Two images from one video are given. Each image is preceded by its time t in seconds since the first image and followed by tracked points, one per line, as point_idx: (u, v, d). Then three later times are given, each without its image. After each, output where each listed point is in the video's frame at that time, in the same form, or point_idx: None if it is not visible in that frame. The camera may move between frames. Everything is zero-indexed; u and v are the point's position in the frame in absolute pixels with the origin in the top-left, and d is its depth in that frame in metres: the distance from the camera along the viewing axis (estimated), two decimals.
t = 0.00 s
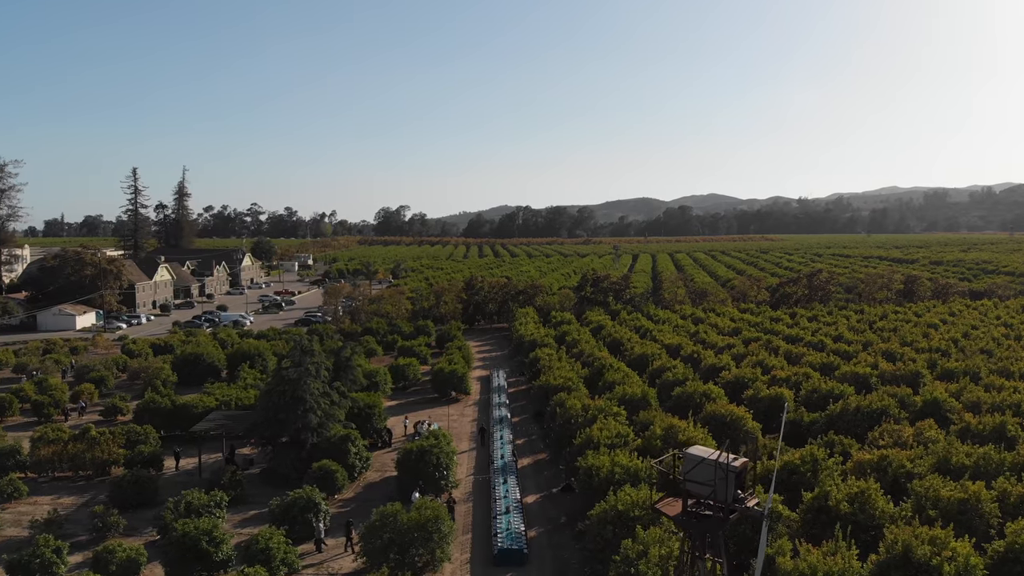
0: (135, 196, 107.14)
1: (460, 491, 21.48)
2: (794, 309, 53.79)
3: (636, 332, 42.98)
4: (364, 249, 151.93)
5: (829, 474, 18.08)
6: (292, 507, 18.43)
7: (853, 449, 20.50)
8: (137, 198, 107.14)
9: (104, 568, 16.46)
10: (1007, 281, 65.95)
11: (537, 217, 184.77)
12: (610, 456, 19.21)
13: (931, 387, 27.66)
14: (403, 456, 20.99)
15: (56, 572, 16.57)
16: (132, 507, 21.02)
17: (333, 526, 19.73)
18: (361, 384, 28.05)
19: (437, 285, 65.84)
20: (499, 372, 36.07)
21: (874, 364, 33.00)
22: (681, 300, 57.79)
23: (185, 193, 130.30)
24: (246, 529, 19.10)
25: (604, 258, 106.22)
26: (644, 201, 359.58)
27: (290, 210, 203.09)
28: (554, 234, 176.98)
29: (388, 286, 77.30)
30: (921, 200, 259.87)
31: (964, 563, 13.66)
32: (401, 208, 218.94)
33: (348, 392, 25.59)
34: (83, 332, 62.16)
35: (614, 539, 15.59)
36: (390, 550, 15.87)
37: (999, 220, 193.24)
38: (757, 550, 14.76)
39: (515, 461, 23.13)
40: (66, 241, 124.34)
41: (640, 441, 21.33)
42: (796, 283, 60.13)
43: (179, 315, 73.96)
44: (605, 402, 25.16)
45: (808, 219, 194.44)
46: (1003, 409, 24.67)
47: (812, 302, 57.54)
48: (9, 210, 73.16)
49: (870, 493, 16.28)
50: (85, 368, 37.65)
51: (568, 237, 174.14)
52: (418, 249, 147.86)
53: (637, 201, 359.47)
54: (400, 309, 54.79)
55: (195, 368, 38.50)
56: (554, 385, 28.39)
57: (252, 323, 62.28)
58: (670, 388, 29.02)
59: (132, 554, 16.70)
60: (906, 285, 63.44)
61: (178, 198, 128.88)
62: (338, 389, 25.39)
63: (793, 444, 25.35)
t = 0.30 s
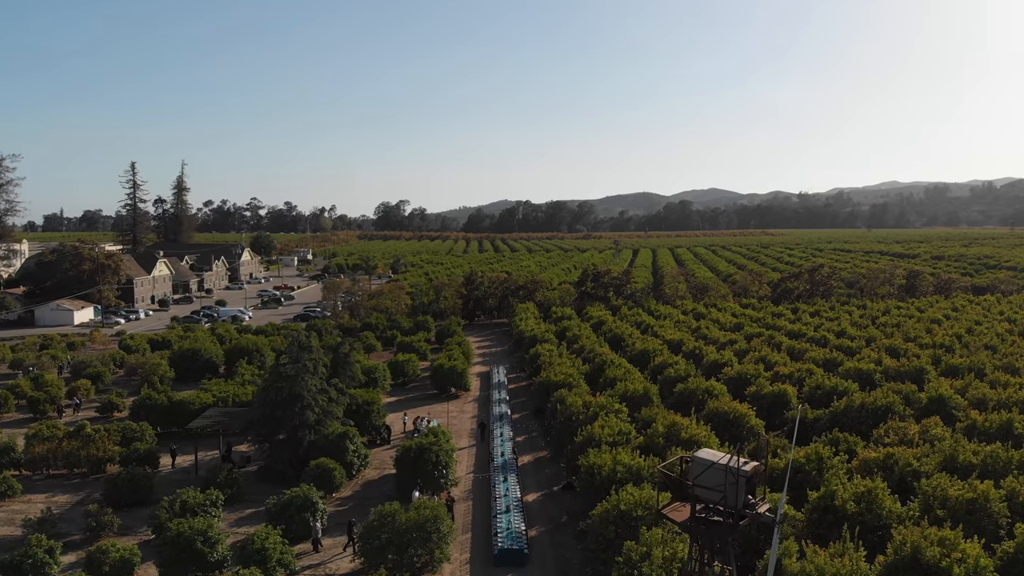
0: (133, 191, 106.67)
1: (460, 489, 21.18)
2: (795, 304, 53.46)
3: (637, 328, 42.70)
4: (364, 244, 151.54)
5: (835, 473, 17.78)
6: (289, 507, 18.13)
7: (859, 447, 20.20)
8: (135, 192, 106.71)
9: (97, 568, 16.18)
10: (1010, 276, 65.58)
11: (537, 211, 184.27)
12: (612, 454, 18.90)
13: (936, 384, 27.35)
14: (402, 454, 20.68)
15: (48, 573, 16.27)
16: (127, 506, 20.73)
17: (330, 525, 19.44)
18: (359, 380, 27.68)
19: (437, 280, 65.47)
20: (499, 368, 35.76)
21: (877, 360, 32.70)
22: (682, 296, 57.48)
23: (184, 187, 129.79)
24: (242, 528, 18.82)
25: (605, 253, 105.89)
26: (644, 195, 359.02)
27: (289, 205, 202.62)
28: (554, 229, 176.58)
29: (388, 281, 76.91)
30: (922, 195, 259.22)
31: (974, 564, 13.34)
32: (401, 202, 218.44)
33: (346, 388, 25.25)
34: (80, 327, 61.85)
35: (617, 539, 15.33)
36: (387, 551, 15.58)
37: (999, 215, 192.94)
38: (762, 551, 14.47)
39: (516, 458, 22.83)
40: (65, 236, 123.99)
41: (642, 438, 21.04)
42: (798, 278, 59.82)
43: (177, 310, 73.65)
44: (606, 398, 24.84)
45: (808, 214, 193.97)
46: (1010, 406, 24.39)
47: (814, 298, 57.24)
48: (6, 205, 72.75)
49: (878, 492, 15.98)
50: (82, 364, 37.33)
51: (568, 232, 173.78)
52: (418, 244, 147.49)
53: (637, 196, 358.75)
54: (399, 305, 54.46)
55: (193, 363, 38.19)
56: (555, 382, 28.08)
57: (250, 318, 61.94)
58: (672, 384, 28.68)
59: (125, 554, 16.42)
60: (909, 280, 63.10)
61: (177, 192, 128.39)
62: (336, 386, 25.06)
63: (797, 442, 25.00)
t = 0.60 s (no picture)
0: (132, 186, 106.23)
1: (459, 488, 20.88)
2: (797, 300, 53.10)
3: (638, 323, 42.39)
4: (364, 239, 151.16)
5: (842, 472, 17.47)
6: (285, 506, 17.81)
7: (865, 446, 19.90)
8: (134, 187, 106.26)
9: (89, 570, 15.87)
10: (1013, 271, 65.25)
11: (537, 206, 183.67)
12: (615, 453, 18.58)
13: (942, 380, 27.03)
14: (400, 452, 20.35)
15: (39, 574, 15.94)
16: (121, 505, 20.41)
17: (327, 526, 19.11)
18: (358, 378, 27.29)
19: (437, 276, 65.12)
20: (499, 365, 35.45)
21: (882, 357, 32.37)
22: (684, 291, 57.16)
23: (182, 182, 129.25)
24: (238, 528, 18.51)
25: (605, 248, 105.53)
26: (644, 190, 358.41)
27: (289, 200, 202.11)
28: (555, 224, 176.19)
29: (387, 277, 76.65)
30: (923, 190, 258.55)
31: (986, 567, 13.00)
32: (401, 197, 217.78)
33: (344, 386, 24.88)
34: (78, 323, 61.54)
35: (619, 541, 15.04)
36: (385, 552, 15.29)
37: (1000, 210, 192.55)
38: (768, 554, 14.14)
39: (516, 457, 22.51)
40: (63, 231, 123.59)
41: (644, 437, 20.71)
42: (799, 273, 59.48)
43: (176, 305, 73.32)
44: (608, 395, 24.52)
45: (808, 209, 193.45)
46: (1017, 403, 24.05)
47: (816, 293, 56.89)
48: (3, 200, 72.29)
49: (886, 492, 15.68)
50: (78, 360, 37.01)
51: (568, 227, 173.25)
52: (418, 239, 147.09)
53: (637, 190, 358.02)
54: (398, 300, 54.10)
55: (190, 359, 37.84)
56: (555, 378, 27.75)
57: (249, 314, 61.61)
58: (674, 381, 28.34)
59: (118, 555, 16.13)
60: (912, 275, 62.73)
61: (176, 187, 127.94)
62: (334, 383, 24.72)
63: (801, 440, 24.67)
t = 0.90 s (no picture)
0: (130, 181, 105.73)
1: (459, 488, 20.51)
2: (800, 296, 52.73)
3: (639, 319, 42.05)
4: (363, 234, 150.71)
5: (849, 473, 17.12)
6: (281, 507, 17.42)
7: (871, 445, 19.56)
8: (132, 182, 105.75)
9: (80, 573, 15.50)
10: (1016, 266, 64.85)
11: (537, 201, 183.05)
12: (617, 453, 18.21)
13: (947, 377, 26.67)
14: (398, 451, 19.98)
15: None
16: (114, 505, 20.06)
17: (324, 527, 18.75)
18: (356, 375, 26.90)
19: (436, 271, 64.69)
20: (499, 361, 35.09)
21: (886, 354, 32.01)
22: (685, 287, 56.77)
23: (181, 177, 128.67)
24: (233, 529, 18.17)
25: (606, 243, 105.15)
26: (644, 185, 357.82)
27: (288, 195, 201.58)
28: (555, 219, 175.66)
29: (387, 272, 76.34)
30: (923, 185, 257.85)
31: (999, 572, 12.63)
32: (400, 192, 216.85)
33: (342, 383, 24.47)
34: (76, 318, 61.19)
35: (622, 544, 14.69)
36: (382, 555, 14.94)
37: (1001, 205, 192.19)
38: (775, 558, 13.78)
39: (516, 456, 22.13)
40: (61, 226, 123.15)
41: (646, 436, 20.34)
42: (801, 269, 59.11)
43: (174, 301, 72.96)
44: (610, 393, 24.15)
45: (809, 204, 192.91)
46: None
47: (817, 289, 56.53)
48: None
49: (894, 494, 15.33)
50: (74, 356, 36.65)
51: (568, 222, 172.69)
52: (418, 234, 146.65)
53: (637, 185, 357.17)
54: (398, 296, 53.71)
55: (187, 356, 37.48)
56: (556, 376, 27.39)
57: (247, 309, 61.25)
58: (677, 378, 27.95)
59: (109, 557, 15.76)
60: (914, 271, 62.34)
61: (174, 182, 127.43)
62: (331, 380, 24.34)
63: (805, 438, 24.35)
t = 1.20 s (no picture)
0: (128, 176, 105.17)
1: (458, 488, 20.12)
2: (802, 291, 52.30)
3: (641, 315, 41.63)
4: (362, 229, 150.17)
5: (857, 474, 16.75)
6: (276, 509, 17.08)
7: (879, 445, 19.19)
8: (130, 177, 105.16)
9: None
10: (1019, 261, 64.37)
11: (537, 195, 182.38)
12: (619, 452, 17.82)
13: (954, 375, 26.28)
14: (396, 450, 19.60)
15: None
16: (107, 506, 19.70)
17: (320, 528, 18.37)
18: (353, 372, 26.50)
19: (436, 266, 64.22)
20: (499, 358, 34.69)
21: (891, 351, 31.62)
22: (687, 282, 56.32)
23: (180, 172, 128.07)
24: (227, 530, 17.81)
25: (606, 238, 104.63)
26: (644, 180, 356.90)
27: (288, 189, 200.93)
28: (555, 214, 175.04)
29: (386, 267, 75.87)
30: (923, 179, 257.13)
31: None
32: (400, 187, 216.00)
33: (339, 380, 24.07)
34: (73, 314, 60.78)
35: (626, 548, 14.32)
36: (379, 560, 14.51)
37: (1002, 199, 191.66)
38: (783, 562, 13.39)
39: (517, 455, 21.74)
40: (60, 221, 122.61)
41: (649, 435, 19.93)
42: (804, 264, 58.63)
43: (172, 296, 72.54)
44: (612, 391, 23.76)
45: (810, 199, 192.29)
46: None
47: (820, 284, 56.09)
48: None
49: (904, 496, 14.97)
50: (69, 352, 36.25)
51: (568, 217, 172.05)
52: (418, 228, 146.12)
53: (637, 180, 356.24)
54: (397, 292, 53.30)
55: (184, 352, 37.08)
56: (557, 373, 27.00)
57: (246, 305, 60.81)
58: (680, 375, 27.55)
59: (100, 561, 15.36)
60: (917, 266, 61.87)
61: (173, 177, 126.84)
62: (328, 377, 23.94)
63: (810, 437, 23.96)
